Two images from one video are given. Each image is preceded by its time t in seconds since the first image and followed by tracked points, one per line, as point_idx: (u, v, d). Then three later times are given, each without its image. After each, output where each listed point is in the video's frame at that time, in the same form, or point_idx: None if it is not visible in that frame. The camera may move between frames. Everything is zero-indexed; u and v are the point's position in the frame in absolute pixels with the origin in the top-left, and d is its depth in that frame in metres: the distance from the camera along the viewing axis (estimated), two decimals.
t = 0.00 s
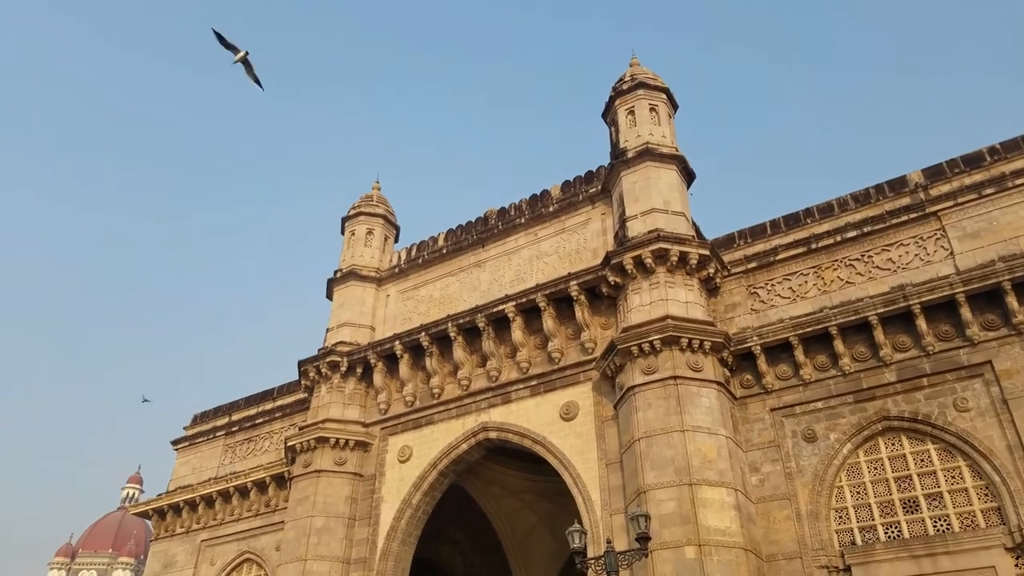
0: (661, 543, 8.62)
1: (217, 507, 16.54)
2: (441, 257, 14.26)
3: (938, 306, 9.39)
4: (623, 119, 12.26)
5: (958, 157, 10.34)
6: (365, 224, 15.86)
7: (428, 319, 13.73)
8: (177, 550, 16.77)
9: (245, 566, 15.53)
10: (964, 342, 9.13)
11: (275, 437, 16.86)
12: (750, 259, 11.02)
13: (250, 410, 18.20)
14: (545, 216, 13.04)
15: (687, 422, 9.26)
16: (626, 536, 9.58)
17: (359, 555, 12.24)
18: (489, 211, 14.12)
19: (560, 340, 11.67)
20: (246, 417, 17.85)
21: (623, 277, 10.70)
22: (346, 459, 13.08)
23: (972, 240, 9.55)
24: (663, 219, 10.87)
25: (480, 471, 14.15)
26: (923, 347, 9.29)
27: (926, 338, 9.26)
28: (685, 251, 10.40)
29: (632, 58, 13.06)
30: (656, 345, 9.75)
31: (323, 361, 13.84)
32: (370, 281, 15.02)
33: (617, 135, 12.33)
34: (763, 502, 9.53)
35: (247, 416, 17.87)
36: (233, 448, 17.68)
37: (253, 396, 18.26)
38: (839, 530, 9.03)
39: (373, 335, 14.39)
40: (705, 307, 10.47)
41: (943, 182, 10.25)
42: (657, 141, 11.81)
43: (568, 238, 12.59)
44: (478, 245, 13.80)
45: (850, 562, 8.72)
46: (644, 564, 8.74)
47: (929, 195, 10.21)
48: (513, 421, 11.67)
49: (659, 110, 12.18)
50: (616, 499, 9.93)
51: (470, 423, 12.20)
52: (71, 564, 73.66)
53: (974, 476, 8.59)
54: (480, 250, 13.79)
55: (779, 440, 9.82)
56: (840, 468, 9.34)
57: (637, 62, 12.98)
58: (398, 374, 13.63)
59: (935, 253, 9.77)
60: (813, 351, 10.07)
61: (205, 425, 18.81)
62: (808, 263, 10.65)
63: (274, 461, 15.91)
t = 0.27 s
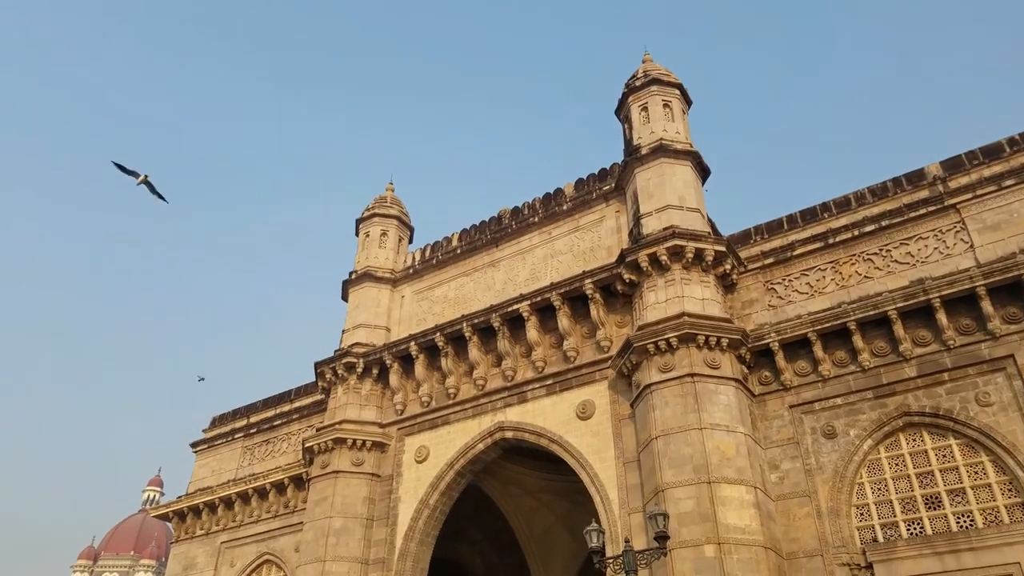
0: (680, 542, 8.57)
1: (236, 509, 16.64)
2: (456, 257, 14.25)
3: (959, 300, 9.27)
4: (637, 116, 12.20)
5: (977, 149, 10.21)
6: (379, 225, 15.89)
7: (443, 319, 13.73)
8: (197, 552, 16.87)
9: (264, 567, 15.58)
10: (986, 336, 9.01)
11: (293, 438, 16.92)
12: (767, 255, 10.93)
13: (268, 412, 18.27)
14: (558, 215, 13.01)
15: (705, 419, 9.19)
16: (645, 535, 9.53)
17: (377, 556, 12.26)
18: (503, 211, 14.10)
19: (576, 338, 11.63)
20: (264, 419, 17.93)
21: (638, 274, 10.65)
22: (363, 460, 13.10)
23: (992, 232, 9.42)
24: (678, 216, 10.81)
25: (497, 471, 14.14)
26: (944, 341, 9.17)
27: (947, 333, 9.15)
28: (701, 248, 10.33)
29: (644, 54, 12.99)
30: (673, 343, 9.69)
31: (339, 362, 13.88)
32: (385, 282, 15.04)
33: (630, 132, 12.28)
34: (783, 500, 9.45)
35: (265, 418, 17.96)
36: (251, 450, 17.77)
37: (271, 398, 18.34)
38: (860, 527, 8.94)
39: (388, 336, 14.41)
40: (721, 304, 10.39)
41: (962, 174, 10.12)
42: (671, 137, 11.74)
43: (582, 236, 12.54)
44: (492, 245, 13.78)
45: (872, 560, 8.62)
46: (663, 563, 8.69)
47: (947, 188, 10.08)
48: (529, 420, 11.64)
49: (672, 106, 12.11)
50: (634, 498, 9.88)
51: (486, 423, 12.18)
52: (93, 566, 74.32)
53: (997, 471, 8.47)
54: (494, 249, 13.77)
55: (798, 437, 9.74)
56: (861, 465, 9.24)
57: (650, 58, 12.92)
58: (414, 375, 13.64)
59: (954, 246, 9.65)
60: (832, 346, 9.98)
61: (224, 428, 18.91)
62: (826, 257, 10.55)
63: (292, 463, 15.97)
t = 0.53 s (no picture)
0: (700, 540, 8.51)
1: (255, 510, 16.72)
2: (470, 257, 14.24)
3: (980, 293, 9.15)
4: (651, 113, 12.14)
5: (997, 139, 10.06)
6: (393, 226, 15.90)
7: (458, 319, 13.72)
8: (217, 553, 16.96)
9: (283, 568, 15.63)
10: (1008, 329, 8.87)
11: (311, 439, 16.98)
12: (784, 250, 10.84)
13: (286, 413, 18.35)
14: (572, 213, 12.96)
15: (724, 417, 9.12)
16: (663, 534, 9.47)
17: (396, 556, 12.27)
18: (516, 210, 14.06)
19: (591, 337, 11.58)
20: (282, 420, 18.01)
21: (654, 272, 10.59)
22: (381, 460, 13.12)
23: (1013, 224, 9.28)
24: (693, 212, 10.74)
25: (514, 470, 14.11)
26: (965, 335, 9.05)
27: (968, 326, 9.03)
28: (717, 244, 10.25)
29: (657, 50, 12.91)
30: (689, 340, 9.62)
31: (356, 363, 13.91)
32: (400, 283, 15.05)
33: (644, 129, 12.21)
34: (804, 497, 9.36)
35: (283, 420, 18.03)
36: (270, 451, 17.85)
37: (288, 400, 18.41)
38: (882, 524, 8.84)
39: (404, 337, 14.42)
40: (739, 300, 10.31)
41: (982, 165, 9.98)
42: (686, 133, 11.66)
43: (596, 234, 12.49)
44: (506, 244, 13.75)
45: (894, 557, 8.52)
46: (682, 562, 8.63)
47: (967, 180, 9.95)
48: (546, 420, 11.61)
49: (686, 102, 12.04)
50: (652, 496, 9.82)
51: (502, 423, 12.16)
52: (116, 568, 75.07)
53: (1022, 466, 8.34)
54: (508, 249, 13.74)
55: (818, 433, 9.64)
56: (882, 461, 9.14)
57: (663, 54, 12.83)
58: (430, 375, 13.64)
59: (974, 239, 9.52)
60: (852, 341, 9.88)
61: (243, 429, 19.00)
62: (844, 252, 10.45)
63: (310, 464, 16.02)
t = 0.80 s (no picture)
0: (720, 539, 8.45)
1: (274, 511, 16.79)
2: (484, 256, 14.22)
3: (1002, 286, 9.02)
4: (664, 109, 12.07)
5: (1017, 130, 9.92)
6: (408, 227, 15.92)
7: (473, 319, 13.71)
8: (237, 555, 17.05)
9: (302, 569, 15.69)
10: None
11: (328, 440, 17.04)
12: (801, 245, 10.75)
13: (303, 415, 18.42)
14: (586, 211, 12.92)
15: (742, 415, 9.05)
16: (683, 533, 9.41)
17: (414, 556, 12.28)
18: (530, 209, 14.04)
19: (607, 335, 11.53)
20: (300, 422, 18.08)
21: (669, 269, 10.53)
22: (398, 461, 13.14)
23: None
24: (709, 208, 10.66)
25: (531, 470, 14.09)
26: (987, 329, 8.92)
27: (990, 320, 8.90)
28: (733, 240, 10.18)
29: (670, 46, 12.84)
30: (707, 337, 9.56)
31: (372, 364, 13.93)
32: (415, 283, 15.06)
33: (658, 126, 12.15)
34: (824, 494, 9.28)
35: (300, 421, 18.10)
36: (288, 453, 17.93)
37: (305, 401, 18.48)
38: (904, 521, 8.74)
39: (419, 337, 14.43)
40: (756, 297, 10.23)
41: (1002, 157, 9.84)
42: (700, 128, 11.58)
43: (611, 232, 12.44)
44: (520, 243, 13.73)
45: (917, 554, 8.42)
46: (702, 561, 8.58)
47: (987, 171, 9.82)
48: (562, 419, 11.57)
49: (700, 98, 11.96)
50: (671, 495, 9.77)
51: (518, 422, 12.13)
52: (138, 570, 75.76)
53: None
54: (522, 248, 13.71)
55: (838, 430, 9.55)
56: (904, 457, 9.03)
57: (676, 50, 12.76)
58: (445, 375, 13.64)
59: (995, 232, 9.39)
60: (871, 337, 9.77)
61: (260, 431, 19.10)
62: (862, 247, 10.34)
63: (328, 465, 16.07)
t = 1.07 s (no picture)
0: (740, 537, 8.39)
1: (293, 513, 16.87)
2: (499, 256, 14.20)
3: None
4: (679, 105, 12.00)
5: None
6: (422, 228, 15.94)
7: (489, 318, 13.69)
8: (257, 556, 17.14)
9: (322, 570, 15.74)
10: None
11: (347, 441, 17.10)
12: (819, 240, 10.65)
13: (321, 416, 18.49)
14: (601, 209, 12.87)
15: (761, 412, 8.98)
16: (703, 532, 9.34)
17: (433, 556, 12.29)
18: (545, 208, 14.00)
19: (623, 333, 11.48)
20: (318, 423, 18.15)
21: (685, 266, 10.46)
22: (415, 461, 13.15)
23: None
24: (725, 204, 10.59)
25: (549, 469, 14.07)
26: (1009, 323, 8.79)
27: (1013, 314, 8.77)
28: (750, 236, 10.10)
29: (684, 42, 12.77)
30: (724, 334, 9.49)
31: (388, 365, 13.96)
32: (430, 284, 15.08)
33: (672, 122, 12.08)
34: (845, 491, 9.19)
35: (318, 422, 18.17)
36: (306, 454, 18.00)
37: (323, 402, 18.56)
38: (928, 518, 8.64)
39: (435, 337, 14.44)
40: (774, 293, 10.14)
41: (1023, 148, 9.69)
42: (715, 124, 11.51)
43: (626, 229, 12.38)
44: (535, 242, 13.70)
45: (941, 552, 8.32)
46: (722, 559, 8.52)
47: (1008, 163, 9.68)
48: (579, 418, 11.53)
49: (715, 93, 11.88)
50: (690, 494, 9.71)
51: (535, 422, 12.11)
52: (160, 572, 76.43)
53: None
54: (537, 247, 13.68)
55: (859, 427, 9.45)
56: (926, 453, 8.93)
57: (690, 45, 12.69)
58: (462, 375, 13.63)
59: (1017, 224, 9.25)
60: (891, 332, 9.67)
61: (279, 433, 19.19)
62: (881, 241, 10.23)
63: (347, 466, 16.12)
